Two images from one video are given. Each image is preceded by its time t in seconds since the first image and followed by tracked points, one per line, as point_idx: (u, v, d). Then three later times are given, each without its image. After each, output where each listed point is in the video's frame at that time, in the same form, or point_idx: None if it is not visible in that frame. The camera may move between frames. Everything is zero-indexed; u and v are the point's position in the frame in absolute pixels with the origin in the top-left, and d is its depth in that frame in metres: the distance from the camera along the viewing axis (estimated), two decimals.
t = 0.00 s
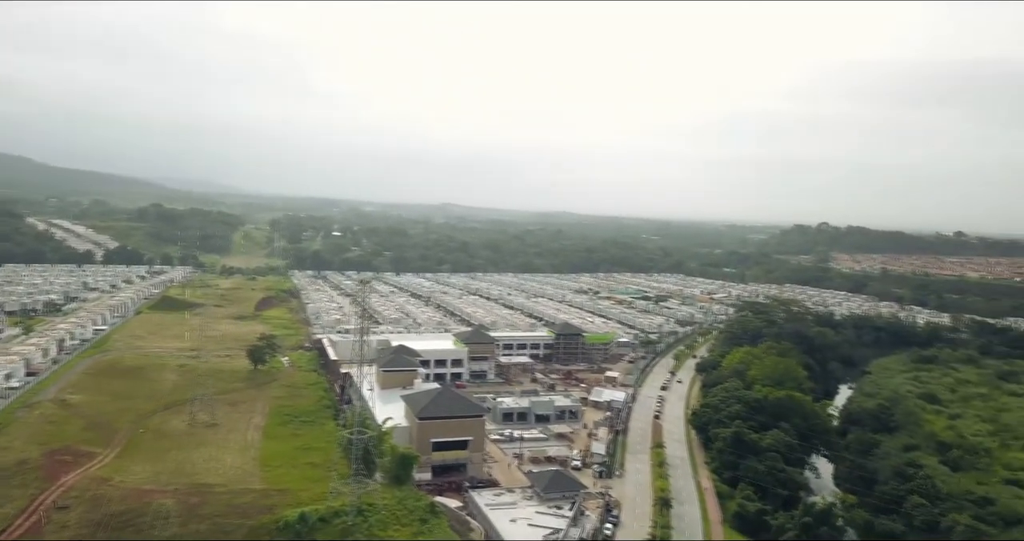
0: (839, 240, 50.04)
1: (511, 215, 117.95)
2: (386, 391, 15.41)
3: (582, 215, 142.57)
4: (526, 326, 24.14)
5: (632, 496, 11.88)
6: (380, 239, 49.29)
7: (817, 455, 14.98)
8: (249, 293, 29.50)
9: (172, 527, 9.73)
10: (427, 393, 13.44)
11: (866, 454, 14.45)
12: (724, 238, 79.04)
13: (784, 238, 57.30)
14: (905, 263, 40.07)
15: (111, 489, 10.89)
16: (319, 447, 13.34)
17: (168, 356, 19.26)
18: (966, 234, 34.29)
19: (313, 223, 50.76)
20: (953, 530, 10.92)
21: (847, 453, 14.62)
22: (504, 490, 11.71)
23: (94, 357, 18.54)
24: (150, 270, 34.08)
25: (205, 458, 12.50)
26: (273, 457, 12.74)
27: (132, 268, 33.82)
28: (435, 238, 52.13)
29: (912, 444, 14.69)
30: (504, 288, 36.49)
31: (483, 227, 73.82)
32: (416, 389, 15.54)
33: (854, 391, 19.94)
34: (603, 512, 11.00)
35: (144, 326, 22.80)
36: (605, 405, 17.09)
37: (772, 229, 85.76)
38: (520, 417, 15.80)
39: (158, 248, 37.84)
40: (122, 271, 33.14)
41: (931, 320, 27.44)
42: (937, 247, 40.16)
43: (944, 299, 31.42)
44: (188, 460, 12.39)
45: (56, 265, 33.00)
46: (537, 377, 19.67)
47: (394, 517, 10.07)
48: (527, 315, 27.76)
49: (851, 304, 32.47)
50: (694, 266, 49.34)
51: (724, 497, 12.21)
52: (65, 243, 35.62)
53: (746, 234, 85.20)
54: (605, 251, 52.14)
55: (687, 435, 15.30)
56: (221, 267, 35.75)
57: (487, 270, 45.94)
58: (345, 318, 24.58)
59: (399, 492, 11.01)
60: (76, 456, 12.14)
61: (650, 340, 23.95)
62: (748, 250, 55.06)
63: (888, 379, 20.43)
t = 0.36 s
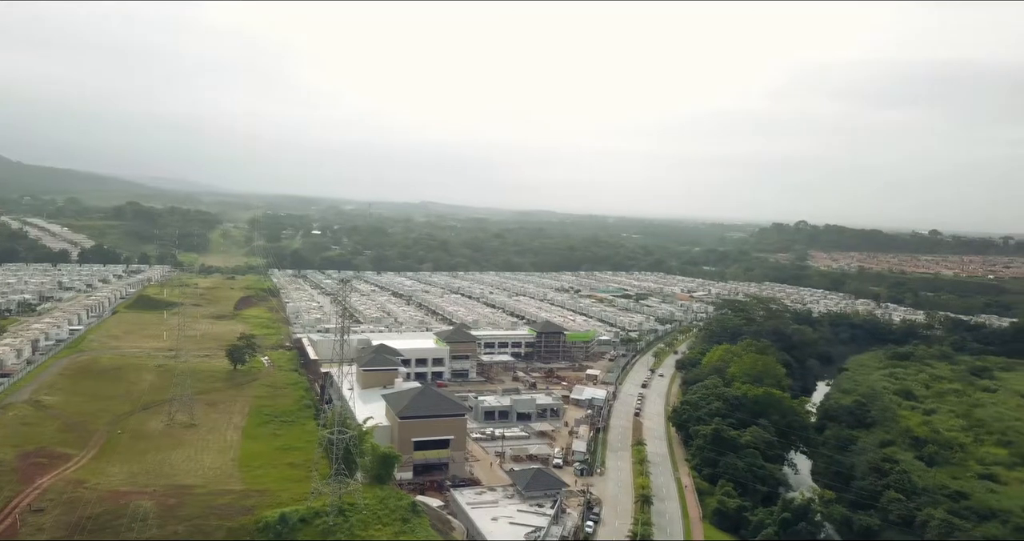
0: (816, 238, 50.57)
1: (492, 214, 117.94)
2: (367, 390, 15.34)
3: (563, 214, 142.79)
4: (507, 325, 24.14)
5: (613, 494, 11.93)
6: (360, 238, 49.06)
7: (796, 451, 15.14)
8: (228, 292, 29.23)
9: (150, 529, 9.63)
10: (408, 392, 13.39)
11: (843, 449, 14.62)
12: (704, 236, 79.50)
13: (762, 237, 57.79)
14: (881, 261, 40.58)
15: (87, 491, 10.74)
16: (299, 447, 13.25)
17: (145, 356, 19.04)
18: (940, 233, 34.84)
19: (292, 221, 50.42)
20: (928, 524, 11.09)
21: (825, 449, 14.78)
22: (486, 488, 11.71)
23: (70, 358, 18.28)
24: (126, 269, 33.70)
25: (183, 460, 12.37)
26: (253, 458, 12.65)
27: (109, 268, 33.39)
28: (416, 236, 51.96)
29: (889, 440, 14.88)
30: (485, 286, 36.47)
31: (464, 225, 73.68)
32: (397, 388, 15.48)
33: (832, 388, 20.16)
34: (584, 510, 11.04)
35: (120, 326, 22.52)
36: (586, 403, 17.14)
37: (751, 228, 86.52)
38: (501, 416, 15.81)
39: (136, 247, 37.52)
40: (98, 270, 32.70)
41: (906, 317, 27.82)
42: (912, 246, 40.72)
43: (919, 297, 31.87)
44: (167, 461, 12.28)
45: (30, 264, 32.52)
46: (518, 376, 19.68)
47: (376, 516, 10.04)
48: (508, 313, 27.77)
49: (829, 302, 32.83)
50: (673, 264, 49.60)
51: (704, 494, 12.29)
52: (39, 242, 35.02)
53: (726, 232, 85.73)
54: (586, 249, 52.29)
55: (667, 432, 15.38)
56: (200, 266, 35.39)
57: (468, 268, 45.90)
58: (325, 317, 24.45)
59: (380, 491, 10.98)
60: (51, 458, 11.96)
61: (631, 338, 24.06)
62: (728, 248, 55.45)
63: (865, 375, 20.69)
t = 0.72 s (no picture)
0: (793, 237, 51.11)
1: (472, 213, 117.91)
2: (347, 390, 15.28)
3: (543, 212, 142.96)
4: (488, 323, 24.14)
5: (594, 491, 11.97)
6: (340, 236, 48.82)
7: (774, 447, 15.30)
8: (206, 291, 28.95)
9: (127, 531, 9.53)
10: (388, 392, 13.35)
11: (821, 445, 14.78)
12: (683, 234, 79.98)
13: (740, 235, 58.30)
14: (857, 259, 41.10)
15: (62, 494, 10.60)
16: (278, 447, 13.17)
17: (121, 356, 18.81)
18: (914, 232, 35.35)
19: (271, 219, 50.06)
20: (903, 518, 11.26)
21: (802, 445, 14.96)
22: (467, 487, 11.70)
23: (43, 358, 18.01)
24: (102, 269, 33.28)
25: (161, 461, 12.25)
26: (231, 458, 12.56)
27: (83, 267, 32.94)
28: (396, 235, 51.81)
29: (865, 435, 15.09)
30: (466, 285, 36.46)
31: (444, 224, 73.51)
32: (377, 387, 15.42)
33: (809, 385, 20.39)
34: (565, 508, 11.08)
35: (96, 326, 22.23)
36: (567, 401, 17.20)
37: (729, 226, 87.36)
38: (482, 414, 15.82)
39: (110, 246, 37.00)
40: (73, 269, 32.25)
41: (881, 314, 28.21)
42: (887, 244, 41.29)
43: (894, 295, 32.32)
44: (144, 462, 12.15)
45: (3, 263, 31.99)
46: (499, 374, 19.69)
47: (356, 516, 10.00)
48: (488, 312, 27.78)
49: (805, 299, 33.21)
50: (653, 262, 49.88)
51: (684, 491, 12.38)
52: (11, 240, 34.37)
53: (705, 231, 86.31)
54: (566, 248, 52.41)
55: (647, 429, 15.47)
56: (177, 265, 35.03)
57: (449, 267, 45.85)
58: (305, 317, 24.30)
59: (361, 491, 10.95)
60: (25, 460, 11.78)
61: (611, 336, 24.17)
62: (706, 247, 55.84)
63: (842, 372, 20.95)
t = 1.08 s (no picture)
0: (772, 235, 51.58)
1: (453, 211, 117.80)
2: (327, 390, 15.19)
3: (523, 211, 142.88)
4: (469, 322, 24.12)
5: (575, 489, 12.00)
6: (319, 234, 48.51)
7: (753, 444, 15.43)
8: (183, 291, 28.64)
9: (103, 534, 9.42)
10: (369, 391, 13.28)
11: (799, 441, 14.93)
12: (662, 233, 80.31)
13: (719, 233, 58.74)
14: (834, 258, 41.56)
15: (37, 497, 10.44)
16: (257, 447, 13.07)
17: (97, 357, 18.56)
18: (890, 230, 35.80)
19: (250, 217, 49.63)
20: (879, 512, 11.39)
21: (781, 441, 15.10)
22: (448, 486, 11.68)
23: (17, 359, 17.72)
24: (77, 268, 32.82)
25: (138, 462, 12.11)
26: (210, 459, 12.44)
27: (57, 267, 32.46)
28: (376, 233, 51.57)
29: (842, 431, 15.26)
30: (447, 283, 36.38)
31: (424, 222, 73.24)
32: (358, 387, 15.35)
33: (787, 382, 20.58)
34: (546, 506, 11.10)
35: (71, 326, 21.92)
36: (547, 399, 17.22)
37: (709, 224, 88.08)
38: (463, 413, 15.80)
39: (85, 245, 35.21)
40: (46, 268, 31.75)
41: (858, 312, 28.54)
42: (863, 241, 41.79)
43: (870, 292, 32.71)
44: (121, 463, 12.00)
45: None
46: (480, 373, 19.68)
47: (337, 516, 9.96)
48: (469, 310, 27.78)
49: (783, 297, 33.52)
50: (633, 261, 50.09)
51: (664, 488, 12.45)
52: None
53: (685, 229, 86.72)
54: (547, 246, 52.51)
55: (628, 426, 15.54)
56: (154, 264, 34.62)
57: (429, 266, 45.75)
58: (284, 316, 24.12)
59: (341, 491, 10.90)
60: None
61: (591, 334, 24.24)
62: (686, 245, 56.17)
63: (819, 369, 21.18)
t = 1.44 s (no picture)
0: (751, 235, 51.99)
1: (434, 209, 117.50)
2: (307, 389, 15.11)
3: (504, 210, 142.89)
4: (450, 320, 24.08)
5: (556, 487, 12.03)
6: (300, 233, 48.18)
7: (732, 441, 15.56)
8: (162, 290, 28.33)
9: (80, 536, 9.31)
10: (350, 390, 13.22)
11: (777, 437, 15.06)
12: (642, 231, 80.63)
13: (699, 232, 59.12)
14: (812, 256, 41.99)
15: (12, 499, 10.29)
16: (237, 447, 12.97)
17: (72, 357, 18.32)
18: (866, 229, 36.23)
19: (230, 215, 49.20)
20: (856, 507, 11.52)
21: (760, 437, 15.23)
22: (429, 485, 11.66)
23: None
24: (52, 267, 32.36)
25: (116, 463, 11.98)
26: (189, 459, 12.33)
27: (32, 266, 31.97)
28: (357, 232, 51.34)
29: (820, 428, 15.42)
30: (428, 282, 36.31)
31: (405, 221, 72.98)
32: (338, 386, 15.28)
33: (766, 379, 20.77)
34: (527, 504, 11.12)
35: (46, 326, 21.61)
36: (529, 397, 17.25)
37: (690, 223, 88.72)
38: (445, 412, 15.78)
39: (61, 244, 33.77)
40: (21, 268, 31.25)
41: (835, 309, 28.87)
42: (840, 240, 42.30)
43: (847, 290, 33.07)
44: (98, 465, 11.86)
45: None
46: (462, 372, 19.66)
47: (318, 516, 9.91)
48: (451, 309, 27.75)
49: (763, 295, 33.80)
50: (614, 259, 50.27)
51: (645, 485, 12.51)
52: None
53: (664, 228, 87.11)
54: (529, 245, 52.56)
55: (609, 424, 15.59)
56: (132, 263, 34.22)
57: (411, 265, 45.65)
58: (264, 315, 23.94)
59: (323, 491, 10.85)
60: None
61: (573, 332, 24.31)
62: (666, 243, 56.42)
63: (798, 366, 21.40)
